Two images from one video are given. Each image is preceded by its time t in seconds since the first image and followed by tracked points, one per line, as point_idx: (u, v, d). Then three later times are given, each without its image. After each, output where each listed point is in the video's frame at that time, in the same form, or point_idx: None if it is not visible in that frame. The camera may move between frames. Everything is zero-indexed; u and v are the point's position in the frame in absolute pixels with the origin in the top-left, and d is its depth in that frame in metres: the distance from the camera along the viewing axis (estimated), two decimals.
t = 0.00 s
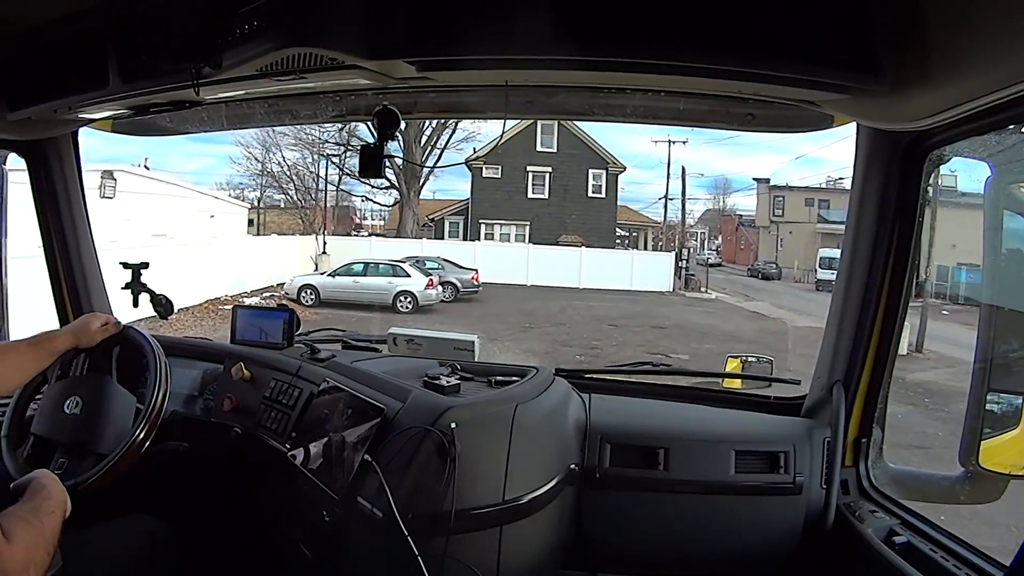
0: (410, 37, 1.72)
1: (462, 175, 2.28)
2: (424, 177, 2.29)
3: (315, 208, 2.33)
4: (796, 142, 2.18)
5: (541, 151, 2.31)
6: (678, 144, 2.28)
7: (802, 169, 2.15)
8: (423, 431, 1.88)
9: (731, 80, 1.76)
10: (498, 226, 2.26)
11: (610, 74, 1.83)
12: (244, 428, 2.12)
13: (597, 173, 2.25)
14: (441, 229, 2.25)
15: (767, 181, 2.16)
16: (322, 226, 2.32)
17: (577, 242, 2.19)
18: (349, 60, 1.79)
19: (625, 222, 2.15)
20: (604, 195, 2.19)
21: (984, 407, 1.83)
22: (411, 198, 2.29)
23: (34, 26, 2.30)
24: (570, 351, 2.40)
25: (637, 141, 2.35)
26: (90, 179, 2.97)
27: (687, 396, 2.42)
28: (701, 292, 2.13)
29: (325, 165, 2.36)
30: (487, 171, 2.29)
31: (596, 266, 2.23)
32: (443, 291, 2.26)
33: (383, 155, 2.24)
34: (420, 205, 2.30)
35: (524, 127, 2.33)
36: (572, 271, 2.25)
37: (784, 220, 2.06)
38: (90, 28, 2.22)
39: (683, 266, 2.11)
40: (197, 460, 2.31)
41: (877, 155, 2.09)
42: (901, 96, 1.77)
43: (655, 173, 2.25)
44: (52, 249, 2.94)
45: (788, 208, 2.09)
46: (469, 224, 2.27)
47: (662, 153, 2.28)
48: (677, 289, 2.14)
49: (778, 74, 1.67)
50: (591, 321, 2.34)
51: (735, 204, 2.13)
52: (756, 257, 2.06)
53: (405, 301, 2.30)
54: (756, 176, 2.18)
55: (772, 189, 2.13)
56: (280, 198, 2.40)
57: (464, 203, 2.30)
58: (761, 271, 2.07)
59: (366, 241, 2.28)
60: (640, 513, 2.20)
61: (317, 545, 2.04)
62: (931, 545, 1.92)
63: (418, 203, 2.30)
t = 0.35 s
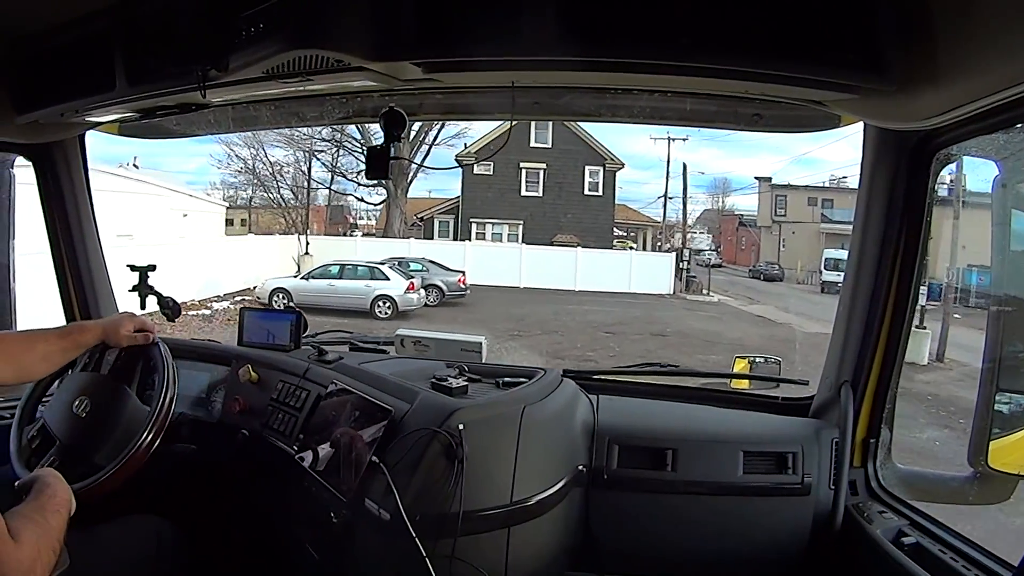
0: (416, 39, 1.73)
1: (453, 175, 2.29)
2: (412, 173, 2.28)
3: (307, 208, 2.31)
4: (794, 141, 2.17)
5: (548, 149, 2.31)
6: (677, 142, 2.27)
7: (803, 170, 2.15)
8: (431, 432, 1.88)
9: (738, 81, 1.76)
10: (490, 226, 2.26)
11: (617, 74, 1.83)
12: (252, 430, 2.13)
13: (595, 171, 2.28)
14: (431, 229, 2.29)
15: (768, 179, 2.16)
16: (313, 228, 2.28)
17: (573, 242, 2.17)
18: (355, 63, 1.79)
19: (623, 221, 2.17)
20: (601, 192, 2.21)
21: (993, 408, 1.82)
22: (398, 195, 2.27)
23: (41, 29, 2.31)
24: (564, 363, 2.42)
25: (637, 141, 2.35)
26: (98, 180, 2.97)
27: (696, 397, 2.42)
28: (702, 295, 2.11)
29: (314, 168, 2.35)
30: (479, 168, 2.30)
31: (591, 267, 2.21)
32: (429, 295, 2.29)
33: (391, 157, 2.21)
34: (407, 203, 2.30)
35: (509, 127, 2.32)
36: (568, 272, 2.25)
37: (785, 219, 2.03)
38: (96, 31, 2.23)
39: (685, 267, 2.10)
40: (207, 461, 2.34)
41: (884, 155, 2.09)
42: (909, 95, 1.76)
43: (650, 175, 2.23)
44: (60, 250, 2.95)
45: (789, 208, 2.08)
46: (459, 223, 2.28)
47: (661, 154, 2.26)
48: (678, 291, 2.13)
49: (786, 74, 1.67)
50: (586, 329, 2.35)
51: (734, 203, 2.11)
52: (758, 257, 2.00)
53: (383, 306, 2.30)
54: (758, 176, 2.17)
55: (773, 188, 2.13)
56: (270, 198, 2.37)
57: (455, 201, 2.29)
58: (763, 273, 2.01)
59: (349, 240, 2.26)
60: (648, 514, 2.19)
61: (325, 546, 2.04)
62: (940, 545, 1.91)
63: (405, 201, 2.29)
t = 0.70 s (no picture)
0: (424, 37, 1.73)
1: (441, 175, 2.36)
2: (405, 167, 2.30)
3: (298, 207, 2.46)
4: (789, 142, 2.20)
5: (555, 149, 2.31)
6: (674, 141, 2.28)
7: (802, 171, 2.15)
8: (437, 431, 1.88)
9: (746, 80, 1.76)
10: (477, 226, 2.39)
11: (624, 74, 1.82)
12: (259, 428, 2.13)
13: (588, 169, 2.30)
14: (415, 228, 2.46)
15: (768, 178, 2.17)
16: (310, 229, 2.46)
17: (565, 243, 2.33)
18: (362, 61, 1.79)
19: (618, 221, 2.23)
20: (593, 190, 2.25)
21: (1001, 410, 1.81)
22: (381, 195, 2.37)
23: (49, 28, 2.31)
24: (581, 353, 2.37)
25: (636, 141, 2.36)
26: (106, 179, 2.99)
27: (702, 397, 2.42)
28: (701, 299, 2.14)
29: (303, 168, 2.45)
30: (467, 166, 2.33)
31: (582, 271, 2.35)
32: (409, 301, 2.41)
33: (397, 156, 2.23)
34: (389, 203, 2.40)
35: (490, 126, 2.36)
36: (560, 275, 2.41)
37: (785, 221, 2.04)
38: (104, 30, 2.24)
39: (682, 271, 2.15)
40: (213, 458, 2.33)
41: (893, 156, 2.08)
42: (918, 95, 1.75)
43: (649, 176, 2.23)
44: (69, 248, 2.96)
45: (789, 209, 2.07)
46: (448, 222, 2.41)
47: (658, 155, 2.26)
48: (676, 295, 2.18)
49: (795, 74, 1.66)
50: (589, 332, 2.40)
51: (729, 206, 2.15)
52: (757, 258, 2.03)
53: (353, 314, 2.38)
54: (756, 175, 2.20)
55: (772, 188, 2.15)
56: (263, 199, 2.50)
57: (444, 200, 2.40)
58: (762, 275, 2.03)
59: (329, 241, 2.42)
60: (655, 515, 2.19)
61: (331, 545, 2.05)
62: (947, 548, 1.90)
63: (389, 201, 2.39)
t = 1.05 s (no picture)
0: (431, 37, 1.73)
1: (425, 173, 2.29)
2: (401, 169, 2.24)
3: (285, 208, 2.50)
4: (779, 142, 2.20)
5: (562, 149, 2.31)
6: (667, 138, 2.27)
7: (795, 171, 2.15)
8: (443, 431, 1.88)
9: (753, 81, 1.76)
10: (462, 226, 2.31)
11: (631, 74, 1.82)
12: (264, 427, 2.13)
13: (580, 165, 2.31)
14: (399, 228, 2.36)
15: (763, 177, 2.15)
16: (298, 229, 2.50)
17: (552, 243, 2.30)
18: (369, 61, 1.79)
19: (610, 220, 2.21)
20: (582, 189, 2.26)
21: (1008, 413, 1.81)
22: (360, 194, 2.42)
23: (56, 27, 2.32)
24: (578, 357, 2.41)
25: (628, 141, 2.35)
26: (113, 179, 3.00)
27: (708, 398, 2.42)
28: (696, 300, 2.16)
29: (290, 171, 2.51)
30: (450, 162, 2.30)
31: (571, 273, 2.31)
32: (383, 307, 2.45)
33: (405, 155, 2.23)
34: (371, 201, 2.43)
35: (469, 126, 2.40)
36: (549, 279, 2.35)
37: (782, 220, 2.04)
38: (111, 30, 2.24)
39: (678, 272, 2.12)
40: (219, 457, 2.34)
41: (900, 158, 2.07)
42: (926, 96, 1.75)
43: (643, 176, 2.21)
44: (76, 248, 2.97)
45: (786, 208, 2.06)
46: (428, 223, 2.33)
47: (651, 155, 2.25)
48: (670, 298, 2.19)
49: (803, 75, 1.66)
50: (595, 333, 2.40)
51: (722, 207, 2.12)
52: (751, 260, 2.04)
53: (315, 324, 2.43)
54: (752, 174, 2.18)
55: (768, 187, 2.13)
56: (252, 199, 2.55)
57: (425, 198, 2.32)
58: (758, 276, 2.05)
59: (307, 242, 2.49)
60: (660, 516, 2.19)
61: (337, 544, 2.05)
62: (952, 550, 1.90)
63: (368, 200, 2.43)
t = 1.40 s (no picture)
0: (435, 37, 1.73)
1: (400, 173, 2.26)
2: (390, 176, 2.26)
3: (270, 209, 2.47)
4: (771, 141, 2.24)
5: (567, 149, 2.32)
6: (659, 134, 2.28)
7: (789, 170, 2.18)
8: (450, 432, 1.87)
9: (757, 79, 1.76)
10: (442, 226, 2.28)
11: (635, 73, 1.83)
12: (271, 429, 2.13)
13: (564, 160, 2.31)
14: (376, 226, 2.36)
15: (758, 177, 2.19)
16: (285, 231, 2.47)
17: (537, 243, 2.22)
18: (374, 63, 1.80)
19: (599, 219, 2.21)
20: (571, 185, 2.23)
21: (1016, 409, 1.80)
22: (335, 193, 2.37)
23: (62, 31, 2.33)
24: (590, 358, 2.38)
25: (619, 141, 2.35)
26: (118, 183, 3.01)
27: (715, 397, 2.41)
28: (690, 304, 2.18)
29: (273, 172, 2.49)
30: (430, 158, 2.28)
31: (557, 274, 2.27)
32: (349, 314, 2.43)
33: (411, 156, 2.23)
34: (345, 201, 2.39)
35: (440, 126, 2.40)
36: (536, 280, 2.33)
37: (777, 219, 2.06)
38: (117, 34, 2.25)
39: (671, 274, 2.15)
40: (226, 459, 2.34)
41: (905, 155, 2.07)
42: (932, 93, 1.75)
43: (636, 177, 2.22)
44: (81, 251, 2.97)
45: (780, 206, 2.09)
46: (411, 224, 2.31)
47: (643, 155, 2.28)
48: (665, 302, 2.21)
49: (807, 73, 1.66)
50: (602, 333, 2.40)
51: (713, 206, 2.17)
52: (746, 260, 2.05)
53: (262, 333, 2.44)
54: (746, 174, 2.21)
55: (763, 185, 2.16)
56: (238, 199, 2.50)
57: (404, 197, 2.31)
58: (753, 276, 2.04)
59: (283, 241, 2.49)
60: (667, 516, 2.19)
61: (345, 544, 2.06)
62: (960, 548, 1.89)
63: (344, 200, 2.39)
